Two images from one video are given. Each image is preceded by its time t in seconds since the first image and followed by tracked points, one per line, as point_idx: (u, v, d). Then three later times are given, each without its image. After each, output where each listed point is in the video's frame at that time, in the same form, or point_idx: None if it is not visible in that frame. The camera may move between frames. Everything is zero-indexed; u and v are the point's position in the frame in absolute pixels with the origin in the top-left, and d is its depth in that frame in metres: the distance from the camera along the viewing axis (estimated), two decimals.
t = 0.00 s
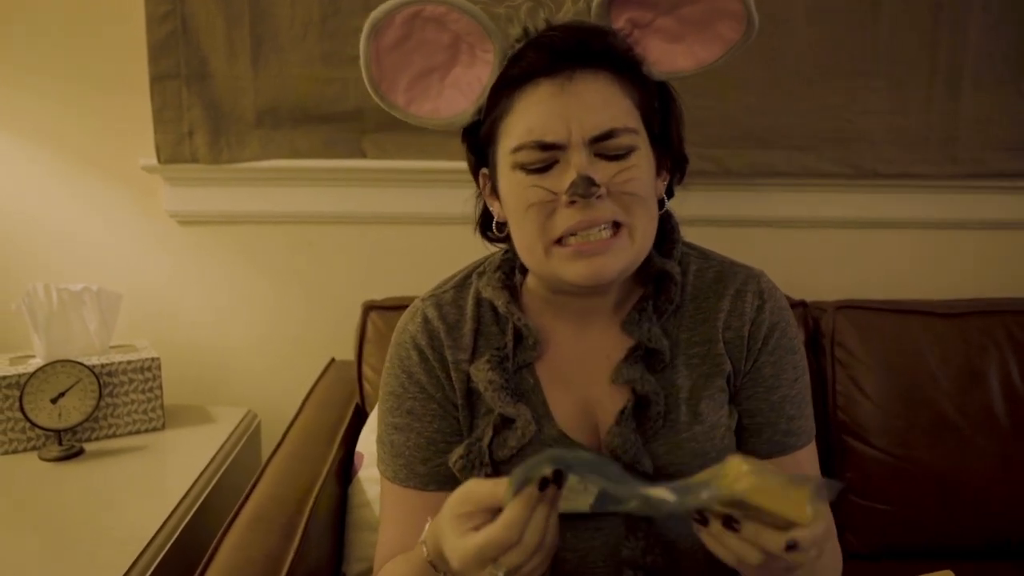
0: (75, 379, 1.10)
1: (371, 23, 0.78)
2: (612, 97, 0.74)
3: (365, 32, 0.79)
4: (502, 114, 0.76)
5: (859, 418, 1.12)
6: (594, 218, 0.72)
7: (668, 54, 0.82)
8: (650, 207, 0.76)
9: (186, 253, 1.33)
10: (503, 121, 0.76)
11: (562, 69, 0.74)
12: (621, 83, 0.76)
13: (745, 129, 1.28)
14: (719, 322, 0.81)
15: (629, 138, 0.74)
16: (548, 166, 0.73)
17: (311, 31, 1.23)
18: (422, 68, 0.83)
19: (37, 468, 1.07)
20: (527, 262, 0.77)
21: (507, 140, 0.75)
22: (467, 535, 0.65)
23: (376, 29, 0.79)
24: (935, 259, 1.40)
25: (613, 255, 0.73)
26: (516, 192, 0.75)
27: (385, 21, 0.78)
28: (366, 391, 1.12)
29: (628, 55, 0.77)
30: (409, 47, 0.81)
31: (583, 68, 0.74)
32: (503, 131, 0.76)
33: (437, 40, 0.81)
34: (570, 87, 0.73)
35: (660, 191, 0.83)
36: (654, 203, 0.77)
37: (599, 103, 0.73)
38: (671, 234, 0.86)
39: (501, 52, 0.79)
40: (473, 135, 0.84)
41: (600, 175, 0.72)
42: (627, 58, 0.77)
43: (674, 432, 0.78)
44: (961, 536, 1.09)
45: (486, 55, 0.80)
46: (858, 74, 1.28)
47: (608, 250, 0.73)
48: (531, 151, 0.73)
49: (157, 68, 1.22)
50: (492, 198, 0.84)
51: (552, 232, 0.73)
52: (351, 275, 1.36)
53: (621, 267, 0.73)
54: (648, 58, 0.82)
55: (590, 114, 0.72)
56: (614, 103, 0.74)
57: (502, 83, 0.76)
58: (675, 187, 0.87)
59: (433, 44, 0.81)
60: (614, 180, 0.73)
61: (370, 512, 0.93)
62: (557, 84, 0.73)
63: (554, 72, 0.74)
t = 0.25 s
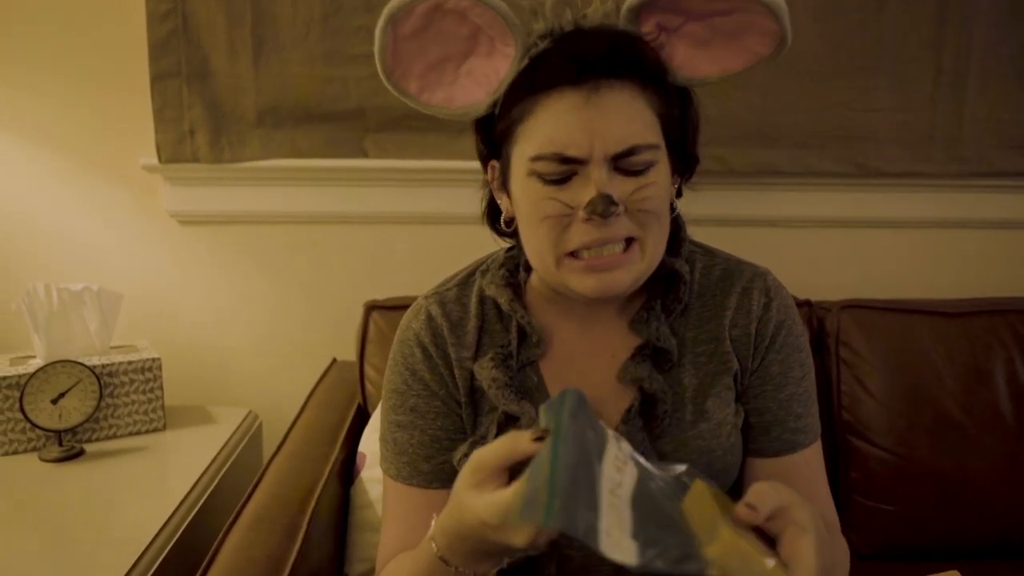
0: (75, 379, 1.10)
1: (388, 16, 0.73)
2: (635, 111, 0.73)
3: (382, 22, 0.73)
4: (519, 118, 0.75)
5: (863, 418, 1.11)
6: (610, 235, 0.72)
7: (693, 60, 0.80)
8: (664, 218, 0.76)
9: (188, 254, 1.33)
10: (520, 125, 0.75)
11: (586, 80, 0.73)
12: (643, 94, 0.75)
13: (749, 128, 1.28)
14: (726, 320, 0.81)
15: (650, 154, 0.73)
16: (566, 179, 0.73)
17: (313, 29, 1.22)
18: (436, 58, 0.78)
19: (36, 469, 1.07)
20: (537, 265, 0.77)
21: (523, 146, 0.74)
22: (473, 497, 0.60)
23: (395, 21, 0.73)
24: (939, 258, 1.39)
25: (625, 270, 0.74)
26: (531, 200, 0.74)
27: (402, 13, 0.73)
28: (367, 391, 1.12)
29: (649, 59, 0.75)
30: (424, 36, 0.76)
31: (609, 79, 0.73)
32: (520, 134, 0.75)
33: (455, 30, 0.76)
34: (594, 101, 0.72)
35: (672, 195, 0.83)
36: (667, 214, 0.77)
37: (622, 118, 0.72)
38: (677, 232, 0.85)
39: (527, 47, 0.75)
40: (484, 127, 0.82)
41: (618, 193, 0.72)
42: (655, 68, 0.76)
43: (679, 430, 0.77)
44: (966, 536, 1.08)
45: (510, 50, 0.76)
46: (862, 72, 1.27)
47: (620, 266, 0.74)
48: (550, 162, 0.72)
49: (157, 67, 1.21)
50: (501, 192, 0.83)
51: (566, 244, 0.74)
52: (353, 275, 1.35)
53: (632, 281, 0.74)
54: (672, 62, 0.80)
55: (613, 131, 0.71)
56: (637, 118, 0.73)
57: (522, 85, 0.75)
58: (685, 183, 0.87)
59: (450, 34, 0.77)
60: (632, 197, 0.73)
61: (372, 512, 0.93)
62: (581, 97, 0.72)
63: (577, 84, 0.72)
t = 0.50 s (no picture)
0: (72, 378, 1.09)
1: (393, 14, 0.72)
2: (644, 126, 0.70)
3: (385, 20, 0.72)
4: (524, 124, 0.73)
5: (867, 418, 1.10)
6: (611, 249, 0.71)
7: (705, 66, 0.79)
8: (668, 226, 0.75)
9: (187, 252, 1.32)
10: (523, 130, 0.73)
11: (597, 92, 0.70)
12: (652, 102, 0.72)
13: (753, 126, 1.27)
14: (729, 321, 0.80)
15: (656, 167, 0.71)
16: (570, 192, 0.71)
17: (313, 26, 1.21)
18: (441, 56, 0.77)
19: (33, 469, 1.06)
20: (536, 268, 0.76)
21: (526, 153, 0.72)
22: (478, 490, 0.59)
23: (399, 20, 0.72)
24: (943, 258, 1.38)
25: (625, 280, 0.73)
26: (532, 208, 0.72)
27: (408, 11, 0.72)
28: (367, 391, 1.10)
29: (657, 64, 0.73)
30: (428, 35, 0.75)
31: (620, 92, 0.70)
32: (523, 139, 0.73)
33: (461, 29, 0.75)
34: (603, 116, 0.69)
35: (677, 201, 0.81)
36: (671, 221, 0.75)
37: (631, 134, 0.69)
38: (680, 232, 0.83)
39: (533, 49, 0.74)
40: (488, 124, 0.80)
41: (622, 207, 0.70)
42: (665, 73, 0.74)
43: (681, 431, 0.77)
44: (970, 537, 1.07)
45: (515, 52, 0.75)
46: (866, 70, 1.26)
47: (620, 277, 0.72)
48: (553, 174, 0.70)
49: (156, 63, 1.20)
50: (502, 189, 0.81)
51: (566, 255, 0.72)
52: (353, 274, 1.34)
53: (631, 291, 0.73)
54: (683, 66, 0.79)
55: (620, 147, 0.69)
56: (645, 133, 0.70)
57: (529, 90, 0.72)
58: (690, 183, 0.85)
59: (456, 33, 0.76)
60: (636, 212, 0.71)
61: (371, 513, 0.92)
62: (589, 111, 0.69)
63: (585, 97, 0.70)
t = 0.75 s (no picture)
0: (66, 378, 1.08)
1: (388, 18, 0.68)
2: (645, 134, 0.69)
3: (381, 23, 0.68)
4: (522, 127, 0.71)
5: (870, 420, 1.09)
6: (611, 259, 0.70)
7: (707, 70, 0.75)
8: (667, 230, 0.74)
9: (185, 251, 1.31)
10: (522, 134, 0.71)
11: (599, 100, 0.68)
12: (655, 108, 0.70)
13: (754, 124, 1.25)
14: (729, 323, 0.79)
15: (657, 176, 0.70)
16: (569, 200, 0.69)
17: (311, 22, 1.20)
18: (437, 55, 0.73)
19: (27, 469, 1.05)
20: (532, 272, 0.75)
21: (524, 158, 0.70)
22: (491, 495, 0.60)
23: (395, 23, 0.68)
24: (948, 257, 1.36)
25: (623, 287, 0.72)
26: (530, 215, 0.71)
27: (404, 15, 0.68)
28: (367, 392, 1.10)
29: (660, 66, 0.71)
30: (422, 35, 0.71)
31: (623, 100, 0.68)
32: (521, 144, 0.71)
33: (458, 29, 0.72)
34: (605, 125, 0.67)
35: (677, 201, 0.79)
36: (670, 223, 0.74)
37: (632, 143, 0.68)
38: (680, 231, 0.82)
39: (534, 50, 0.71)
40: (486, 122, 0.77)
41: (622, 216, 0.69)
42: (667, 75, 0.72)
43: (681, 433, 0.76)
44: (972, 539, 1.06)
45: (515, 53, 0.72)
46: (870, 67, 1.24)
47: (619, 285, 0.72)
48: (552, 182, 0.69)
49: (152, 60, 1.19)
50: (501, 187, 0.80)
51: (564, 263, 0.71)
52: (351, 273, 1.33)
53: (630, 297, 0.73)
54: (685, 69, 0.76)
55: (621, 157, 0.68)
56: (647, 141, 0.69)
57: (527, 96, 0.70)
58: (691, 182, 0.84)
59: (453, 33, 0.72)
60: (635, 220, 0.70)
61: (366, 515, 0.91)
62: (590, 120, 0.67)
63: (585, 105, 0.68)
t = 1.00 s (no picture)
0: (58, 377, 1.08)
1: (387, 29, 0.63)
2: (653, 152, 0.68)
3: (378, 32, 0.64)
4: (522, 135, 0.69)
5: (864, 418, 1.09)
6: (613, 270, 0.71)
7: (715, 76, 0.73)
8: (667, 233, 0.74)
9: (178, 250, 1.30)
10: (522, 142, 0.70)
11: (608, 120, 0.66)
12: (662, 121, 0.69)
13: (748, 121, 1.25)
14: (726, 321, 0.79)
15: (661, 191, 0.70)
16: (573, 214, 0.69)
17: (304, 21, 1.20)
18: (435, 58, 0.69)
19: (19, 469, 1.04)
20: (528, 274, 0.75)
21: (525, 169, 0.69)
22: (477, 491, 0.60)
23: (394, 33, 0.64)
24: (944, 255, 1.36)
25: (622, 294, 0.73)
26: (531, 226, 0.71)
27: (404, 26, 0.64)
28: (359, 390, 1.09)
29: (666, 74, 0.69)
30: (421, 41, 0.67)
31: (631, 118, 0.67)
32: (524, 153, 0.69)
33: (459, 34, 0.67)
34: (613, 144, 0.66)
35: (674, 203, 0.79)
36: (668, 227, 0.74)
37: (640, 161, 0.67)
38: (676, 230, 0.82)
39: (538, 59, 0.67)
40: (483, 120, 0.74)
41: (625, 228, 0.69)
42: (673, 79, 0.70)
43: (674, 431, 0.76)
44: (966, 536, 1.06)
45: (516, 61, 0.68)
46: (863, 65, 1.24)
47: (618, 291, 0.72)
48: (556, 197, 0.68)
49: (144, 59, 1.19)
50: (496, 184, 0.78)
51: (565, 271, 0.72)
52: (345, 273, 1.33)
53: (627, 301, 0.74)
54: (692, 75, 0.73)
55: (628, 175, 0.67)
56: (654, 158, 0.68)
57: (532, 106, 0.68)
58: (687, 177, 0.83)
59: (453, 38, 0.67)
60: (638, 232, 0.70)
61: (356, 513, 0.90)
62: (597, 138, 0.66)
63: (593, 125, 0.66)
